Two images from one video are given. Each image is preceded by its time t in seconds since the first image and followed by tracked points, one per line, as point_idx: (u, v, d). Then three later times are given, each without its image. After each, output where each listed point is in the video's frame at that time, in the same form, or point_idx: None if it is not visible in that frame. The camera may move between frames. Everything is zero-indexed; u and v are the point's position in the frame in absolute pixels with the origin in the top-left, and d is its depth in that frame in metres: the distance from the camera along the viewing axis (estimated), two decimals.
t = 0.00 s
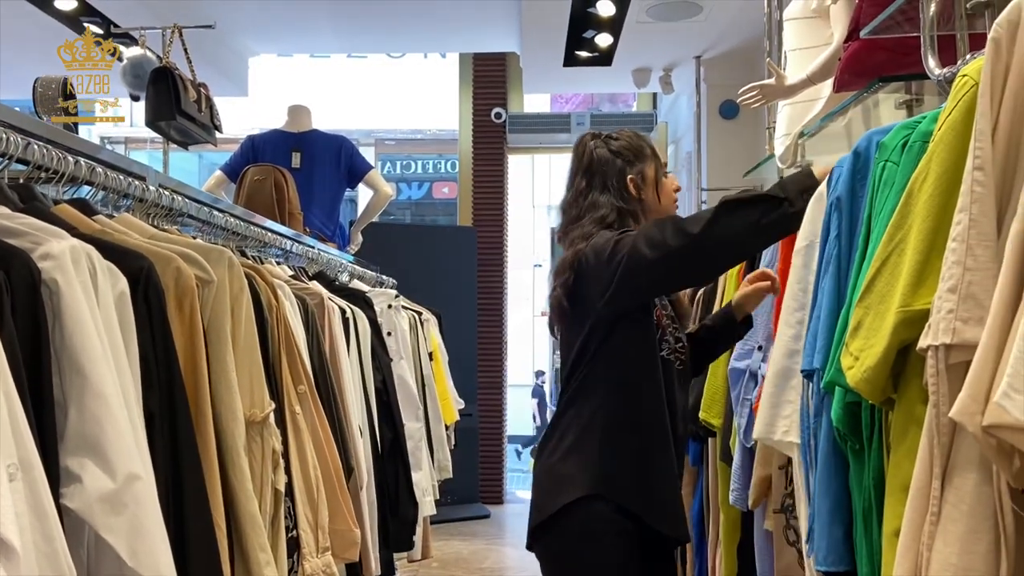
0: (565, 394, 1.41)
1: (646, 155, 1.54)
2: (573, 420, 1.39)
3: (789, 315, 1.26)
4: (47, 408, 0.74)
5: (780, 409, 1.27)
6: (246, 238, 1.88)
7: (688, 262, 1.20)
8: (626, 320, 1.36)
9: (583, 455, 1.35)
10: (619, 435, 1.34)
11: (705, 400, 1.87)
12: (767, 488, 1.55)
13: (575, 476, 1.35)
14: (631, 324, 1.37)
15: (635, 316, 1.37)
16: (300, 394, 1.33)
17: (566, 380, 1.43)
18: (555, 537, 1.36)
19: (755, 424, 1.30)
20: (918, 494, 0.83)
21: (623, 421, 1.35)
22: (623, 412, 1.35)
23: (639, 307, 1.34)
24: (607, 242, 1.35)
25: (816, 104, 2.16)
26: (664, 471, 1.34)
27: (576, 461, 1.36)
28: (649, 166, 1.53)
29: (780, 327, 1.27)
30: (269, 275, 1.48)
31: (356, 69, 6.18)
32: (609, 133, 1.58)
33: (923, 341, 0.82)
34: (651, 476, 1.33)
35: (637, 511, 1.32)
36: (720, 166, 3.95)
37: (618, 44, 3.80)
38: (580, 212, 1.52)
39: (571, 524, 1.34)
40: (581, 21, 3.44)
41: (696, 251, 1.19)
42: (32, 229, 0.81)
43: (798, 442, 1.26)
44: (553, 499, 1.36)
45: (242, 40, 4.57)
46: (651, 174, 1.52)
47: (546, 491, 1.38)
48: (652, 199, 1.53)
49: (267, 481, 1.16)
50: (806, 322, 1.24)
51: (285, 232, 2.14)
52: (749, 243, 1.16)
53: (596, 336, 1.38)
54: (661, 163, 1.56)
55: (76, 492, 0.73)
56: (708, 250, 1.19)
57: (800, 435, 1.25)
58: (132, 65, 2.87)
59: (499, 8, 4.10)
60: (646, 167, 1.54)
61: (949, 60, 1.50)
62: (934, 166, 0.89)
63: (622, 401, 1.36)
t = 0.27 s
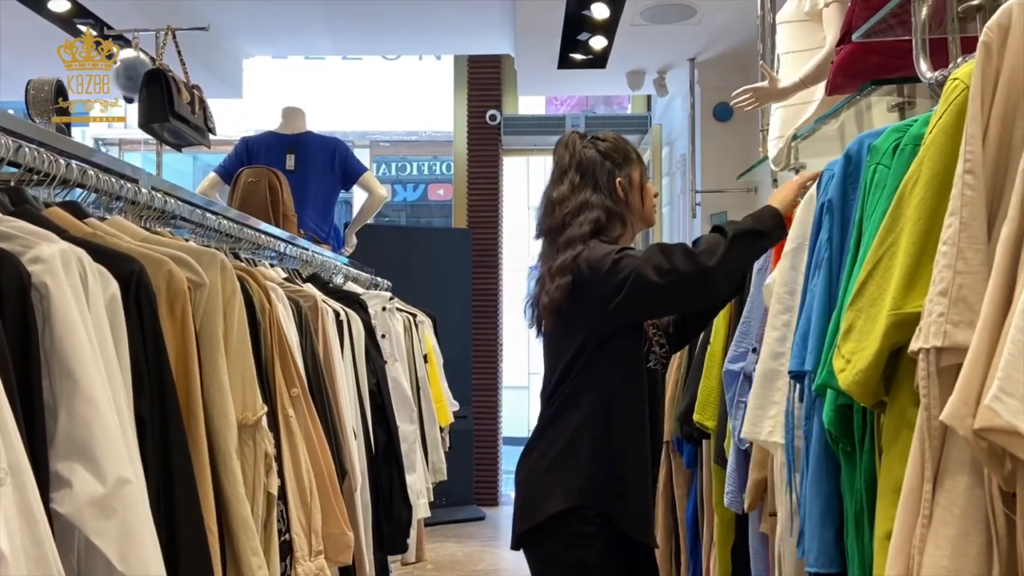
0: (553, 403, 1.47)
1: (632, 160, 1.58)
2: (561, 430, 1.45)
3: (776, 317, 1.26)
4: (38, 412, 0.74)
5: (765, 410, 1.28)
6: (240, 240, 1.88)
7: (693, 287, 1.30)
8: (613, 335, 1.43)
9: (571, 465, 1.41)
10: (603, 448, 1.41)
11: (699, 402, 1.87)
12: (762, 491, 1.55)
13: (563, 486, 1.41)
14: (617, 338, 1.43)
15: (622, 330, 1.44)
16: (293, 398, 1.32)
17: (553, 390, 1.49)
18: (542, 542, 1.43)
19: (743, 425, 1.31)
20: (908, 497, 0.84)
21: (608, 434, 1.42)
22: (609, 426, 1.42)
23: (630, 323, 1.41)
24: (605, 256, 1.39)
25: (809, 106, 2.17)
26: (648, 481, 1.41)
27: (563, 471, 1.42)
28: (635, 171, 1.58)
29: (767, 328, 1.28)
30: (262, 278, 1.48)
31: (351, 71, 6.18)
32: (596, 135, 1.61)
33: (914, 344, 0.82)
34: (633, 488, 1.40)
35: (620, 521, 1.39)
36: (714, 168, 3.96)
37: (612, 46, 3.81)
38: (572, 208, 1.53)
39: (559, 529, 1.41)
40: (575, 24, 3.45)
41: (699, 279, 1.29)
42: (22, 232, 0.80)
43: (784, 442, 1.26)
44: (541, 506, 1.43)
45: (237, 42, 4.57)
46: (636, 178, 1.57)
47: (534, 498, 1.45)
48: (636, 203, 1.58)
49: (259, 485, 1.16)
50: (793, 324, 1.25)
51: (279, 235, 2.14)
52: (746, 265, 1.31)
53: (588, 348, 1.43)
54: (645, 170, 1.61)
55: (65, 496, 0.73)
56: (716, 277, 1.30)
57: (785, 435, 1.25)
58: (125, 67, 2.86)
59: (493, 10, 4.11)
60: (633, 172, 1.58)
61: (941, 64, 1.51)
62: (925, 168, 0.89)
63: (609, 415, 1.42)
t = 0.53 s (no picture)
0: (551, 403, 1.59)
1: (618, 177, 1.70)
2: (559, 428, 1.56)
3: (775, 320, 1.26)
4: (30, 417, 0.73)
5: (763, 413, 1.27)
6: (234, 243, 1.87)
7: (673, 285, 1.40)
8: (602, 337, 1.54)
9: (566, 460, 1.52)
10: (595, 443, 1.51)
11: (694, 404, 1.87)
12: (755, 493, 1.56)
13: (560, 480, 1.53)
14: (607, 340, 1.55)
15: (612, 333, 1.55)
16: (287, 401, 1.32)
17: (553, 391, 1.61)
18: (544, 532, 1.55)
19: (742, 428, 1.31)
20: (902, 499, 0.84)
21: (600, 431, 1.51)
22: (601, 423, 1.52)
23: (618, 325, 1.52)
24: (590, 261, 1.50)
25: (803, 109, 2.17)
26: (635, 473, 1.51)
27: (560, 465, 1.53)
28: (621, 188, 1.70)
29: (765, 331, 1.28)
30: (257, 281, 1.47)
31: (346, 73, 6.17)
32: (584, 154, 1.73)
33: (908, 347, 0.82)
34: (621, 480, 1.50)
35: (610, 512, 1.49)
36: (709, 169, 3.96)
37: (607, 48, 3.81)
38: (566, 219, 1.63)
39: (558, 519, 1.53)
40: (570, 26, 3.45)
41: (680, 276, 1.40)
42: (14, 236, 0.80)
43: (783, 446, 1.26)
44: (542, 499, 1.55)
45: (231, 43, 4.56)
46: (622, 194, 1.69)
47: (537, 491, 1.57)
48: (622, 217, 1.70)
49: (253, 489, 1.15)
50: (791, 327, 1.25)
51: (274, 237, 2.14)
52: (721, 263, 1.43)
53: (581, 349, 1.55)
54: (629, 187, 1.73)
55: (59, 501, 0.73)
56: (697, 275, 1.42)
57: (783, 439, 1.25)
58: (119, 69, 2.85)
59: (489, 12, 4.11)
60: (618, 189, 1.70)
61: (935, 66, 1.52)
62: (919, 171, 0.89)
63: (600, 413, 1.52)
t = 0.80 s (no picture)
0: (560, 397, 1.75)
1: (613, 188, 1.86)
2: (567, 419, 1.72)
3: (776, 320, 1.26)
4: (22, 417, 0.73)
5: (766, 416, 1.27)
6: (230, 243, 1.87)
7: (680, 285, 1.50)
8: (608, 337, 1.71)
9: (577, 448, 1.68)
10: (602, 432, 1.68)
11: (690, 405, 1.87)
12: (749, 493, 1.55)
13: (569, 465, 1.68)
14: (612, 340, 1.71)
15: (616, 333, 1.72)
16: (283, 401, 1.31)
17: (561, 386, 1.77)
18: (553, 515, 1.69)
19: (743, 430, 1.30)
20: (900, 499, 0.84)
21: (606, 421, 1.69)
22: (607, 415, 1.69)
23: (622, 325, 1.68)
24: (597, 266, 1.65)
25: (798, 109, 2.17)
26: (640, 459, 1.69)
27: (568, 451, 1.69)
28: (616, 199, 1.85)
29: (766, 333, 1.27)
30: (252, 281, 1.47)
31: (341, 73, 6.16)
32: (583, 170, 1.89)
33: (905, 347, 0.82)
34: (626, 465, 1.67)
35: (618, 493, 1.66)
36: (705, 169, 3.96)
37: (603, 49, 3.81)
38: (562, 235, 1.83)
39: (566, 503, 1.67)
40: (566, 26, 3.45)
41: (683, 278, 1.50)
42: (7, 236, 0.79)
43: (785, 448, 1.26)
44: (552, 484, 1.69)
45: (225, 43, 4.54)
46: (616, 205, 1.85)
47: (547, 477, 1.71)
48: (620, 226, 1.85)
49: (249, 490, 1.15)
50: (793, 328, 1.24)
51: (270, 238, 2.14)
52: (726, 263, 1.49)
53: (588, 347, 1.71)
54: (627, 196, 1.87)
55: (51, 502, 0.72)
56: (701, 276, 1.50)
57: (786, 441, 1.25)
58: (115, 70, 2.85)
59: (484, 13, 4.10)
60: (613, 200, 1.85)
61: (931, 66, 1.51)
62: (915, 171, 0.89)
63: (607, 405, 1.69)
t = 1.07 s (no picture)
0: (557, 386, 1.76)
1: (613, 191, 1.86)
2: (564, 407, 1.73)
3: (771, 321, 1.25)
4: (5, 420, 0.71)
5: (761, 417, 1.26)
6: (223, 243, 1.86)
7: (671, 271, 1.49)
8: (604, 327, 1.71)
9: (573, 436, 1.69)
10: (599, 421, 1.69)
11: (685, 406, 1.86)
12: (745, 495, 1.54)
13: (566, 453, 1.69)
14: (609, 330, 1.71)
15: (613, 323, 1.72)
16: (274, 404, 1.30)
17: (558, 374, 1.78)
18: (548, 503, 1.70)
19: (738, 431, 1.30)
20: (894, 503, 0.83)
21: (602, 410, 1.69)
22: (604, 404, 1.70)
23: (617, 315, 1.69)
24: (591, 258, 1.67)
25: (793, 109, 2.17)
26: (638, 449, 1.69)
27: (564, 440, 1.70)
28: (615, 201, 1.85)
29: (761, 334, 1.26)
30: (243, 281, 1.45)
31: (337, 74, 6.15)
32: (585, 174, 1.90)
33: (900, 348, 0.81)
34: (622, 454, 1.68)
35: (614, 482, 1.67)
36: (701, 170, 3.96)
37: (598, 49, 3.81)
38: (563, 238, 1.85)
39: (561, 491, 1.68)
40: (561, 26, 3.45)
41: (672, 264, 1.48)
42: None
43: (780, 449, 1.26)
44: (548, 472, 1.70)
45: (220, 43, 4.53)
46: (616, 207, 1.84)
47: (543, 465, 1.72)
48: (620, 228, 1.86)
49: (239, 493, 1.13)
50: (788, 328, 1.24)
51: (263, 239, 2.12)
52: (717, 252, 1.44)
53: (585, 336, 1.71)
54: (628, 198, 1.87)
55: (34, 507, 0.71)
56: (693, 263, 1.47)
57: (781, 442, 1.24)
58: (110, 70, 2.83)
59: (480, 13, 4.10)
60: (612, 202, 1.85)
61: (927, 66, 1.51)
62: (910, 171, 0.89)
63: (604, 395, 1.70)
